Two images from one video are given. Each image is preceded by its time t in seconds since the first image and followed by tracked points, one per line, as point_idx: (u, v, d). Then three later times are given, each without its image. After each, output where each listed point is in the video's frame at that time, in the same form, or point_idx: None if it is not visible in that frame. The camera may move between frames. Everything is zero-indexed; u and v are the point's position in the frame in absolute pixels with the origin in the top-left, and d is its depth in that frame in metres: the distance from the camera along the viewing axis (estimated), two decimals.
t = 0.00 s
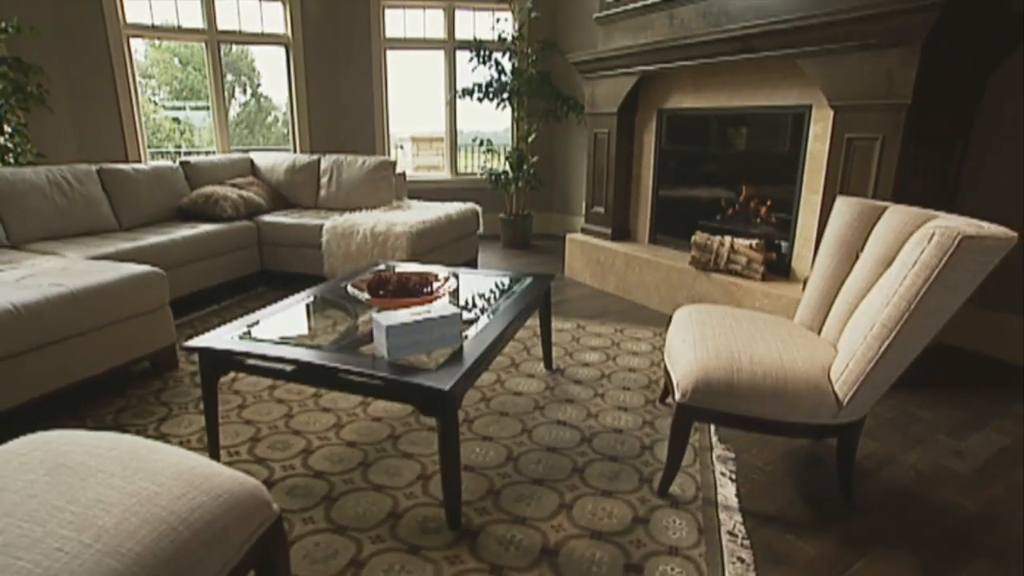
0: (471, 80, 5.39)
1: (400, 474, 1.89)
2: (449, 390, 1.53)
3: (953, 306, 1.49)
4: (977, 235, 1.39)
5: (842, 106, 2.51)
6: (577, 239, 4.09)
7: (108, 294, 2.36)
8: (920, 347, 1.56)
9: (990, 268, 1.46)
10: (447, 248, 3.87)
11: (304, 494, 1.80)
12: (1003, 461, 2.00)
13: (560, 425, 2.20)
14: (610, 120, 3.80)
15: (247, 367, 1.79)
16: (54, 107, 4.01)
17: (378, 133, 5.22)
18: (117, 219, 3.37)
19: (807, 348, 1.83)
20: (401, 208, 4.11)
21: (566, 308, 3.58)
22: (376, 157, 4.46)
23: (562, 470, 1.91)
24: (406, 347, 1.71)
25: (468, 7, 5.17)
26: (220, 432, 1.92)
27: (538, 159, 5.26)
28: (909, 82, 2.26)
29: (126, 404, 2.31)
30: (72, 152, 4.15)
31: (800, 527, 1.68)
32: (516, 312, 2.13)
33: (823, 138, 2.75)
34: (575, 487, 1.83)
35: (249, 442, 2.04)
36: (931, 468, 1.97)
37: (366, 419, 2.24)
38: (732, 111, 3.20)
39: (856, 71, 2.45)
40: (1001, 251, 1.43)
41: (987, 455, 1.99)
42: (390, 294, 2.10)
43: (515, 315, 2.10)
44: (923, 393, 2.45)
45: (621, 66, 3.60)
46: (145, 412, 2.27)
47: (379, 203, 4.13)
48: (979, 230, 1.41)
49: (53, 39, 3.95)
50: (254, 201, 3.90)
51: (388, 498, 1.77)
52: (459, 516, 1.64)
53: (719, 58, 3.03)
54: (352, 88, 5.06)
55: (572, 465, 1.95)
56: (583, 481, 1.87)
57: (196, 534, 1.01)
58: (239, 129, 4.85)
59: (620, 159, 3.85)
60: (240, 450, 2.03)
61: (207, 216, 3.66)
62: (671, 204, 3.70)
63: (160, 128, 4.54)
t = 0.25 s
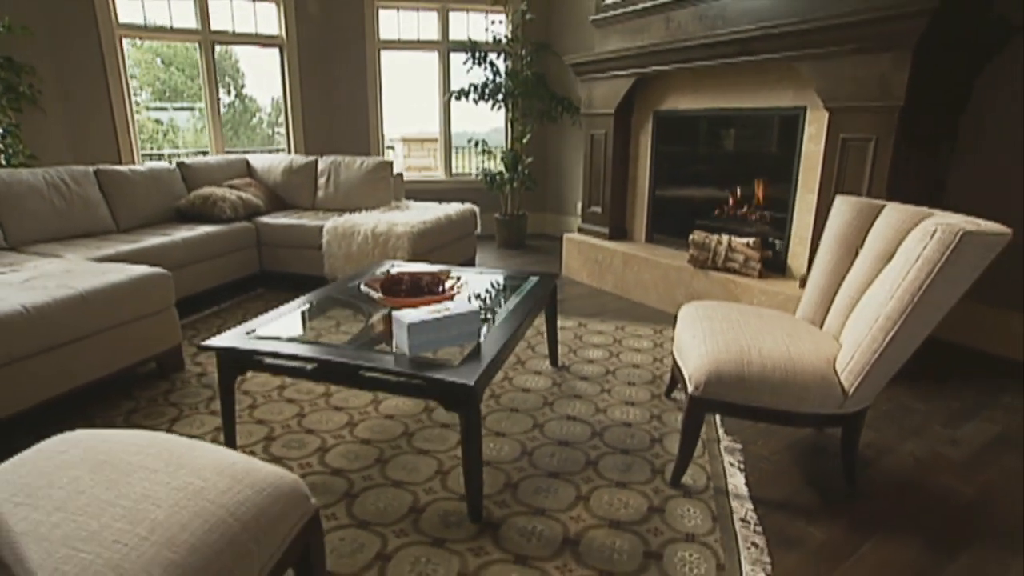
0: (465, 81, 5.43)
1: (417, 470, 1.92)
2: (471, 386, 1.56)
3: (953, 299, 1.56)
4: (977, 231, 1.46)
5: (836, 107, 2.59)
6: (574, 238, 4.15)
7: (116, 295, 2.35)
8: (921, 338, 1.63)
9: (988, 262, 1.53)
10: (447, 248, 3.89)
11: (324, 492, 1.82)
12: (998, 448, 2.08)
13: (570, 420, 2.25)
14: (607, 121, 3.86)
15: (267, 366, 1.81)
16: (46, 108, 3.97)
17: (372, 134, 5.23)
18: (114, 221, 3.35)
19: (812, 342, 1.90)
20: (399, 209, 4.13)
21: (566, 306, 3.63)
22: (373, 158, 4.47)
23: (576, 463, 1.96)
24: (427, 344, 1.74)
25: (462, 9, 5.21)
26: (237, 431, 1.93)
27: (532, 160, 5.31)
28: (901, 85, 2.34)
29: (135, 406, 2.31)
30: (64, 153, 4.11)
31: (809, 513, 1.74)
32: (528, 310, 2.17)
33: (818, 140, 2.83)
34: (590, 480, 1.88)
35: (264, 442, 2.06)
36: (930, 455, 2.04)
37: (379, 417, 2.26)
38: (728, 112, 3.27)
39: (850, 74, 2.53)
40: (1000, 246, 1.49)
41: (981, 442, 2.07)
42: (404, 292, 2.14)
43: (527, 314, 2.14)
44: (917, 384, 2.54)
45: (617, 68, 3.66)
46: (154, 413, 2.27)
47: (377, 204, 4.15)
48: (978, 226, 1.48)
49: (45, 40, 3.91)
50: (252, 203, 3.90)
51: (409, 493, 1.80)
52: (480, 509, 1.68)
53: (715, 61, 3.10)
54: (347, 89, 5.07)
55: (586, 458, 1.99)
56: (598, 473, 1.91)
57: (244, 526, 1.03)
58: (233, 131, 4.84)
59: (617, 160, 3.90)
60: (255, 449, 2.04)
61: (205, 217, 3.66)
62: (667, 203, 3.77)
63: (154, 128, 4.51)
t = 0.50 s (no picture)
0: (458, 83, 5.47)
1: (434, 466, 1.95)
2: (492, 382, 1.60)
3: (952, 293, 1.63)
4: (976, 228, 1.53)
5: (830, 109, 2.67)
6: (571, 238, 4.20)
7: (124, 297, 2.35)
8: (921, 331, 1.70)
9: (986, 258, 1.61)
10: (446, 248, 3.92)
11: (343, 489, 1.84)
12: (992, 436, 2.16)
13: (580, 415, 2.29)
14: (603, 123, 3.92)
15: (285, 364, 1.82)
16: (37, 109, 3.93)
17: (367, 135, 5.24)
18: (112, 223, 3.34)
19: (815, 335, 1.97)
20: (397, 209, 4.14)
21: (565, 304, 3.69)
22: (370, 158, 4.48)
23: (590, 457, 2.00)
24: (449, 340, 1.76)
25: (456, 11, 5.24)
26: (253, 430, 1.95)
27: (527, 160, 5.36)
28: (893, 88, 2.43)
29: (144, 407, 2.31)
30: (55, 154, 4.06)
31: (816, 499, 1.81)
32: (539, 309, 2.22)
33: (812, 141, 2.91)
34: (604, 472, 1.92)
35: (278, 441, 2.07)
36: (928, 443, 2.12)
37: (391, 415, 2.29)
38: (724, 114, 3.34)
39: (844, 77, 2.61)
40: (996, 242, 1.57)
41: (975, 428, 2.16)
42: (416, 292, 2.16)
43: (539, 313, 2.18)
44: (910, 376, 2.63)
45: (614, 71, 3.73)
46: (164, 415, 2.27)
47: (376, 205, 4.16)
48: (977, 223, 1.56)
49: (35, 40, 3.86)
50: (250, 204, 3.90)
51: (428, 488, 1.83)
52: (501, 502, 1.71)
53: (711, 63, 3.18)
54: (341, 90, 5.08)
55: (598, 451, 2.04)
56: (611, 466, 1.96)
57: (291, 518, 1.06)
58: (226, 132, 4.83)
59: (613, 160, 3.96)
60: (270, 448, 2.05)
61: (203, 218, 3.64)
62: (663, 203, 3.83)
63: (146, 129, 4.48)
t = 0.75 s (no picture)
0: (452, 84, 5.50)
1: (450, 462, 1.98)
2: (512, 378, 1.63)
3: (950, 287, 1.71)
4: (974, 225, 1.60)
5: (825, 111, 2.75)
6: (568, 238, 4.25)
7: (130, 298, 2.35)
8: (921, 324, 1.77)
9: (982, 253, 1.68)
10: (445, 248, 3.95)
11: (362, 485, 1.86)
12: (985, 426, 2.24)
13: (588, 411, 2.34)
14: (600, 124, 3.98)
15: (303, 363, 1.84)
16: (27, 109, 3.87)
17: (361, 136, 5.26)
18: (109, 225, 3.32)
19: (818, 330, 2.04)
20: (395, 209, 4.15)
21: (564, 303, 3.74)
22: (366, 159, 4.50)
23: (601, 451, 2.05)
24: (468, 337, 1.80)
25: (449, 12, 5.28)
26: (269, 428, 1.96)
27: (520, 161, 5.41)
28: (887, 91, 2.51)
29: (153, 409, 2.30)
30: (45, 155, 4.00)
31: (821, 488, 1.88)
32: (549, 307, 2.26)
33: (807, 142, 2.99)
34: (617, 465, 1.97)
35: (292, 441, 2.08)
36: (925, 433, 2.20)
37: (403, 413, 2.31)
38: (720, 116, 3.40)
39: (839, 80, 2.69)
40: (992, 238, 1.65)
41: (968, 416, 2.25)
42: (428, 290, 2.20)
43: (550, 310, 2.22)
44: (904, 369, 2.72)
45: (610, 72, 3.79)
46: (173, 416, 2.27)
47: (374, 205, 4.18)
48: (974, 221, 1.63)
49: (24, 39, 3.80)
50: (248, 205, 3.90)
51: (446, 484, 1.86)
52: (520, 496, 1.75)
53: (707, 66, 3.25)
54: (336, 90, 5.10)
55: (610, 446, 2.08)
56: (623, 459, 2.01)
57: (336, 511, 1.08)
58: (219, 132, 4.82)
59: (610, 161, 4.01)
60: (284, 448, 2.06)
61: (201, 219, 3.63)
62: (658, 203, 3.90)
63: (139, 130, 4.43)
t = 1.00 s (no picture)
0: (445, 84, 5.52)
1: (464, 457, 2.01)
2: (529, 373, 1.67)
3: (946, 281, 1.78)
4: (969, 222, 1.68)
5: (818, 112, 2.83)
6: (563, 237, 4.30)
7: (137, 298, 2.36)
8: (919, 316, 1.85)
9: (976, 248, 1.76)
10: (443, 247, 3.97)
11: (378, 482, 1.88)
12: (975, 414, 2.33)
13: (595, 405, 2.38)
14: (595, 124, 4.03)
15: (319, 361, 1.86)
16: (14, 109, 3.80)
17: (353, 136, 5.26)
18: (105, 226, 3.31)
19: (818, 323, 2.11)
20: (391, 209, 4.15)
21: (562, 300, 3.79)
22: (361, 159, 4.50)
23: (611, 444, 2.10)
24: (484, 334, 1.83)
25: (441, 13, 5.29)
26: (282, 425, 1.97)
27: (513, 161, 5.45)
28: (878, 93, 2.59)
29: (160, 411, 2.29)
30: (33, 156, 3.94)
31: (825, 476, 1.94)
32: (557, 304, 2.30)
33: (799, 142, 3.06)
34: (627, 457, 2.02)
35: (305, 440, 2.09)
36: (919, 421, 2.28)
37: (413, 411, 2.33)
38: (713, 116, 3.47)
39: (830, 82, 2.77)
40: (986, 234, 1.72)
41: (960, 404, 2.34)
42: (440, 290, 2.21)
43: (558, 307, 2.26)
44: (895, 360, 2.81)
45: (605, 73, 3.84)
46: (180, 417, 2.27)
47: (370, 205, 4.17)
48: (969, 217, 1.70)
49: (11, 39, 3.74)
50: (244, 206, 3.88)
51: (462, 479, 1.89)
52: (537, 489, 1.79)
53: (701, 67, 3.32)
54: (328, 90, 5.09)
55: (619, 439, 2.13)
56: (632, 451, 2.06)
57: (376, 502, 1.11)
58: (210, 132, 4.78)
59: (604, 160, 4.07)
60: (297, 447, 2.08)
61: (197, 220, 3.62)
62: (652, 202, 3.96)
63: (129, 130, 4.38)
